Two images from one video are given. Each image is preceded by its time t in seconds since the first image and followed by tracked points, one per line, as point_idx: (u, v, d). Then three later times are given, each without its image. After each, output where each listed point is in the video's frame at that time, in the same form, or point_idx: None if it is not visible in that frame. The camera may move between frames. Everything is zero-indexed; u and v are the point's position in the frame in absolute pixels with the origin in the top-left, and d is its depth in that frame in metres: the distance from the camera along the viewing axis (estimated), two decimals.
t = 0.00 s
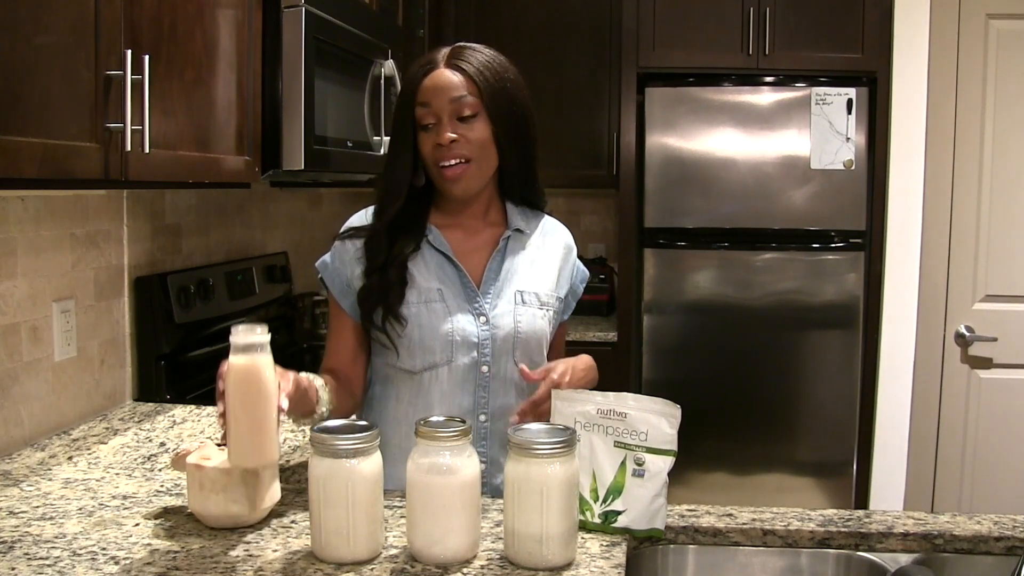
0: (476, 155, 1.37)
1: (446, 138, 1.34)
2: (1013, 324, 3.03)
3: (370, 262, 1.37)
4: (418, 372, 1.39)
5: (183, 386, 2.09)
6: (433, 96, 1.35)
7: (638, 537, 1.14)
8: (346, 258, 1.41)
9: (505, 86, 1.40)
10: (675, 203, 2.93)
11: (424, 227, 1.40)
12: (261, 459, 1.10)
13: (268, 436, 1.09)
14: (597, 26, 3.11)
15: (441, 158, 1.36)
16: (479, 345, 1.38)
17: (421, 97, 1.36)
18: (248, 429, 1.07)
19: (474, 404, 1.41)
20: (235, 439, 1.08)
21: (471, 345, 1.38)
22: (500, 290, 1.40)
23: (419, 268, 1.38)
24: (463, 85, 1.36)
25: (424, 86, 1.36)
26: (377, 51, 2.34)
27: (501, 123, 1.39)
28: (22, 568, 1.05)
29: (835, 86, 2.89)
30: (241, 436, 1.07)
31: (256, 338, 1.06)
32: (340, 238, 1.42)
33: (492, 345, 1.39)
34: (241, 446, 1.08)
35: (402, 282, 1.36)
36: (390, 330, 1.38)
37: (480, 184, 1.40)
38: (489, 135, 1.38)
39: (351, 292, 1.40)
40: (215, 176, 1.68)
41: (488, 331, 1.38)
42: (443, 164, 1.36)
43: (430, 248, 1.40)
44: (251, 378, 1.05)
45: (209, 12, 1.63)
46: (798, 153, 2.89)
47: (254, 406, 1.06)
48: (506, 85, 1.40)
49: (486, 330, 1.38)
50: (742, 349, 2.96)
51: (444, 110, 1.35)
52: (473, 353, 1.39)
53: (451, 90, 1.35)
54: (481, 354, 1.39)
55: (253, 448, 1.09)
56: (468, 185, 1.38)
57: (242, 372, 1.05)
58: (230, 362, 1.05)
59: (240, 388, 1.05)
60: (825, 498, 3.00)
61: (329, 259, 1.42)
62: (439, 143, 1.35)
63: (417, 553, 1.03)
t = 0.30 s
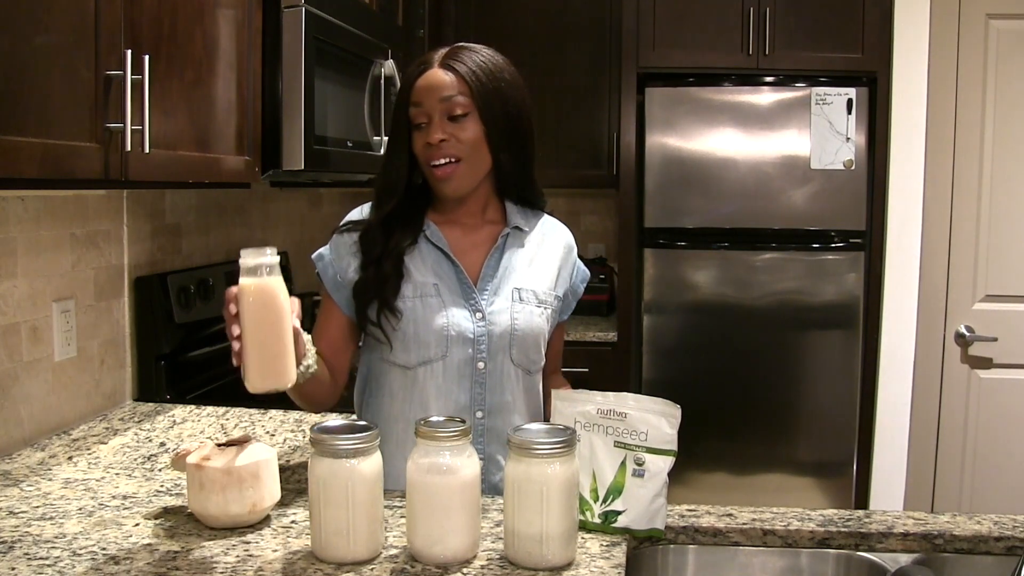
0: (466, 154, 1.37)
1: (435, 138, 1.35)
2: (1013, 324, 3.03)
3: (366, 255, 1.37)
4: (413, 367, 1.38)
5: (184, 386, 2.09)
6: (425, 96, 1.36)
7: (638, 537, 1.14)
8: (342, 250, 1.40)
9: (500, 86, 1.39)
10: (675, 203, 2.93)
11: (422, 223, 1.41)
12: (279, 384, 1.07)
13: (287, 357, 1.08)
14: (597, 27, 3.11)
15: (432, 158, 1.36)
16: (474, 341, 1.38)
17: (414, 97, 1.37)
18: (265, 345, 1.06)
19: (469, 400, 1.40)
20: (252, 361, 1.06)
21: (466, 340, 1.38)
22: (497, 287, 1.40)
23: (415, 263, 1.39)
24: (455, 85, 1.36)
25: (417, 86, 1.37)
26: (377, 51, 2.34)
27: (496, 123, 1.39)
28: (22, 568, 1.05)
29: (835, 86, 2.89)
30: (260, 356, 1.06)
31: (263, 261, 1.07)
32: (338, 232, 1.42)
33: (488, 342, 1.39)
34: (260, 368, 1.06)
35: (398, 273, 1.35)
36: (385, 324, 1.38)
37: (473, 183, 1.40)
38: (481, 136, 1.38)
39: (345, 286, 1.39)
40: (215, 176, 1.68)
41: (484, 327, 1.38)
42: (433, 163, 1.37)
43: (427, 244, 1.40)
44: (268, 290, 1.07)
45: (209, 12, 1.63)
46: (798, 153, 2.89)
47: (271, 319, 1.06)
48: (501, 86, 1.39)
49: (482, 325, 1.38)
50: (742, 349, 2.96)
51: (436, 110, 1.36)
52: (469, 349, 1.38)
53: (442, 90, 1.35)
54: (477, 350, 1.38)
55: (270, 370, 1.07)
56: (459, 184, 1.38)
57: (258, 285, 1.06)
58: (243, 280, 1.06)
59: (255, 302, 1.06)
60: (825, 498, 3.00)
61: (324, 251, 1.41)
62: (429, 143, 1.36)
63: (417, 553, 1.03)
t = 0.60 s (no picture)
0: (464, 154, 1.37)
1: (434, 138, 1.35)
2: (1013, 324, 3.02)
3: (366, 253, 1.37)
4: (412, 365, 1.38)
5: (184, 386, 2.09)
6: (423, 96, 1.36)
7: (638, 537, 1.14)
8: (343, 247, 1.41)
9: (498, 86, 1.39)
10: (675, 203, 2.93)
11: (422, 222, 1.41)
12: (295, 344, 1.12)
13: (302, 317, 1.12)
14: (597, 27, 3.11)
15: (430, 158, 1.37)
16: (473, 340, 1.38)
17: (413, 97, 1.37)
18: (284, 309, 1.09)
19: (468, 400, 1.40)
20: (269, 325, 1.09)
21: (466, 339, 1.38)
22: (496, 287, 1.40)
23: (415, 262, 1.39)
24: (454, 84, 1.36)
25: (416, 86, 1.37)
26: (377, 50, 2.34)
27: (495, 123, 1.39)
28: (22, 568, 1.05)
29: (835, 86, 2.89)
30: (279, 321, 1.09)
31: (273, 223, 1.08)
32: (340, 228, 1.43)
33: (487, 341, 1.39)
34: (278, 332, 1.09)
35: (398, 272, 1.36)
36: (384, 322, 1.38)
37: (471, 183, 1.40)
38: (480, 135, 1.38)
39: (345, 282, 1.39)
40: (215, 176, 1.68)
41: (483, 326, 1.38)
42: (432, 163, 1.37)
43: (428, 242, 1.40)
44: (285, 255, 1.08)
45: (209, 12, 1.63)
46: (798, 153, 2.89)
47: (290, 284, 1.09)
48: (500, 86, 1.39)
49: (481, 324, 1.38)
50: (742, 349, 2.96)
51: (434, 109, 1.36)
52: (468, 348, 1.38)
53: (440, 90, 1.35)
54: (476, 349, 1.38)
55: (287, 332, 1.11)
56: (457, 183, 1.38)
57: (275, 250, 1.08)
58: (258, 245, 1.07)
59: (274, 268, 1.07)
60: (825, 498, 3.00)
61: (325, 247, 1.41)
62: (428, 143, 1.36)
63: (417, 553, 1.03)
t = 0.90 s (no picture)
0: (466, 153, 1.37)
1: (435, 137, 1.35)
2: (1013, 324, 3.02)
3: (367, 253, 1.38)
4: (411, 365, 1.38)
5: (184, 386, 2.09)
6: (424, 95, 1.36)
7: (638, 537, 1.14)
8: (344, 246, 1.41)
9: (499, 85, 1.39)
10: (675, 203, 2.93)
11: (423, 222, 1.41)
12: (299, 336, 1.12)
13: (305, 311, 1.12)
14: (597, 27, 3.11)
15: (431, 157, 1.36)
16: (473, 341, 1.38)
17: (414, 96, 1.37)
18: (289, 300, 1.09)
19: (467, 400, 1.40)
20: (274, 316, 1.09)
21: (465, 340, 1.38)
22: (496, 287, 1.40)
23: (416, 262, 1.39)
24: (455, 83, 1.36)
25: (418, 85, 1.37)
26: (377, 51, 2.34)
27: (496, 123, 1.39)
28: (22, 568, 1.05)
29: (835, 86, 2.89)
30: (284, 313, 1.09)
31: (276, 214, 1.08)
32: (341, 228, 1.43)
33: (486, 341, 1.39)
34: (284, 324, 1.10)
35: (398, 272, 1.36)
36: (384, 322, 1.38)
37: (472, 182, 1.40)
38: (481, 134, 1.38)
39: (346, 281, 1.39)
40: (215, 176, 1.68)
41: (483, 327, 1.38)
42: (433, 162, 1.37)
43: (428, 242, 1.40)
44: (289, 246, 1.09)
45: (209, 12, 1.63)
46: (798, 153, 2.89)
47: (295, 275, 1.09)
48: (500, 86, 1.39)
49: (480, 325, 1.38)
50: (742, 349, 2.95)
51: (435, 109, 1.36)
52: (468, 348, 1.38)
53: (442, 89, 1.35)
54: (476, 350, 1.38)
55: (290, 324, 1.10)
56: (458, 182, 1.38)
57: (280, 242, 1.08)
58: (263, 236, 1.07)
59: (279, 260, 1.07)
60: (825, 498, 3.00)
61: (326, 246, 1.42)
62: (429, 142, 1.36)
63: (417, 553, 1.03)
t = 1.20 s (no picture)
0: (468, 152, 1.37)
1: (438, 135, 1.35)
2: (1013, 323, 3.02)
3: (369, 252, 1.38)
4: (411, 366, 1.38)
5: (184, 386, 2.09)
6: (427, 95, 1.36)
7: (638, 537, 1.14)
8: (345, 245, 1.41)
9: (502, 86, 1.40)
10: (675, 203, 2.93)
11: (425, 222, 1.42)
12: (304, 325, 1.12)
13: (310, 302, 1.12)
14: (597, 26, 3.11)
15: (434, 155, 1.36)
16: (473, 341, 1.38)
17: (417, 96, 1.37)
18: (295, 289, 1.09)
19: (467, 401, 1.40)
20: (281, 306, 1.09)
21: (465, 341, 1.38)
22: (497, 288, 1.40)
23: (417, 262, 1.39)
24: (457, 83, 1.36)
25: (420, 85, 1.37)
26: (377, 50, 2.34)
27: (498, 123, 1.39)
28: (22, 568, 1.05)
29: (835, 86, 2.89)
30: (290, 302, 1.09)
31: (283, 203, 1.08)
32: (343, 226, 1.43)
33: (486, 342, 1.39)
34: (291, 313, 1.10)
35: (398, 271, 1.36)
36: (385, 322, 1.38)
37: (474, 182, 1.40)
38: (483, 134, 1.38)
39: (347, 280, 1.39)
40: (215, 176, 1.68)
41: (483, 328, 1.38)
42: (435, 161, 1.37)
43: (429, 242, 1.41)
44: (296, 236, 1.09)
45: (209, 12, 1.63)
46: (798, 153, 2.89)
47: (300, 264, 1.09)
48: (503, 86, 1.39)
49: (480, 326, 1.38)
50: (742, 349, 2.95)
51: (438, 108, 1.36)
52: (468, 349, 1.38)
53: (445, 89, 1.35)
54: (476, 350, 1.38)
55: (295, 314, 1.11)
56: (460, 181, 1.38)
57: (286, 231, 1.08)
58: (269, 226, 1.07)
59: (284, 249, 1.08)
60: (825, 498, 3.00)
61: (328, 245, 1.42)
62: (431, 140, 1.36)
63: (417, 553, 1.03)
